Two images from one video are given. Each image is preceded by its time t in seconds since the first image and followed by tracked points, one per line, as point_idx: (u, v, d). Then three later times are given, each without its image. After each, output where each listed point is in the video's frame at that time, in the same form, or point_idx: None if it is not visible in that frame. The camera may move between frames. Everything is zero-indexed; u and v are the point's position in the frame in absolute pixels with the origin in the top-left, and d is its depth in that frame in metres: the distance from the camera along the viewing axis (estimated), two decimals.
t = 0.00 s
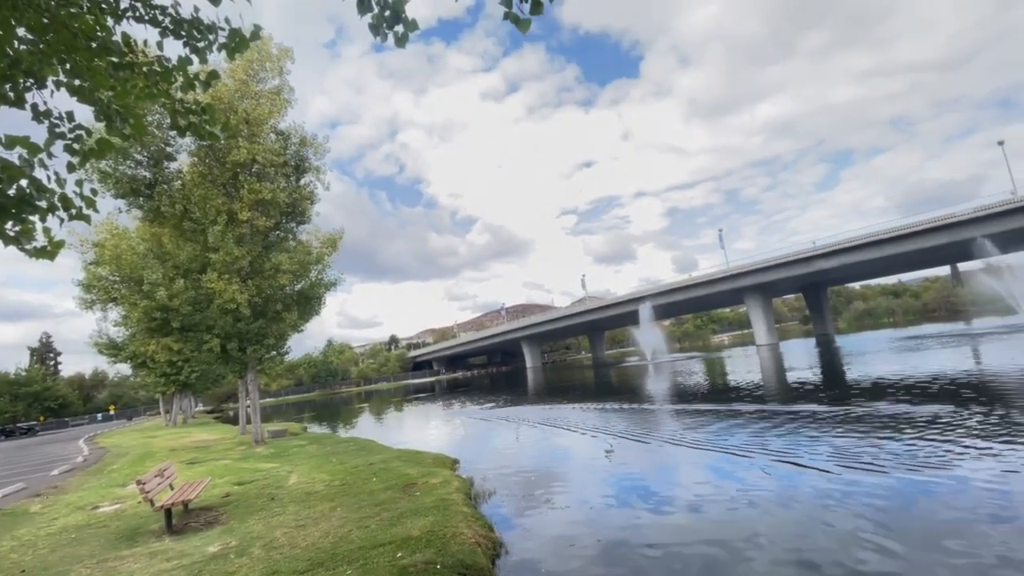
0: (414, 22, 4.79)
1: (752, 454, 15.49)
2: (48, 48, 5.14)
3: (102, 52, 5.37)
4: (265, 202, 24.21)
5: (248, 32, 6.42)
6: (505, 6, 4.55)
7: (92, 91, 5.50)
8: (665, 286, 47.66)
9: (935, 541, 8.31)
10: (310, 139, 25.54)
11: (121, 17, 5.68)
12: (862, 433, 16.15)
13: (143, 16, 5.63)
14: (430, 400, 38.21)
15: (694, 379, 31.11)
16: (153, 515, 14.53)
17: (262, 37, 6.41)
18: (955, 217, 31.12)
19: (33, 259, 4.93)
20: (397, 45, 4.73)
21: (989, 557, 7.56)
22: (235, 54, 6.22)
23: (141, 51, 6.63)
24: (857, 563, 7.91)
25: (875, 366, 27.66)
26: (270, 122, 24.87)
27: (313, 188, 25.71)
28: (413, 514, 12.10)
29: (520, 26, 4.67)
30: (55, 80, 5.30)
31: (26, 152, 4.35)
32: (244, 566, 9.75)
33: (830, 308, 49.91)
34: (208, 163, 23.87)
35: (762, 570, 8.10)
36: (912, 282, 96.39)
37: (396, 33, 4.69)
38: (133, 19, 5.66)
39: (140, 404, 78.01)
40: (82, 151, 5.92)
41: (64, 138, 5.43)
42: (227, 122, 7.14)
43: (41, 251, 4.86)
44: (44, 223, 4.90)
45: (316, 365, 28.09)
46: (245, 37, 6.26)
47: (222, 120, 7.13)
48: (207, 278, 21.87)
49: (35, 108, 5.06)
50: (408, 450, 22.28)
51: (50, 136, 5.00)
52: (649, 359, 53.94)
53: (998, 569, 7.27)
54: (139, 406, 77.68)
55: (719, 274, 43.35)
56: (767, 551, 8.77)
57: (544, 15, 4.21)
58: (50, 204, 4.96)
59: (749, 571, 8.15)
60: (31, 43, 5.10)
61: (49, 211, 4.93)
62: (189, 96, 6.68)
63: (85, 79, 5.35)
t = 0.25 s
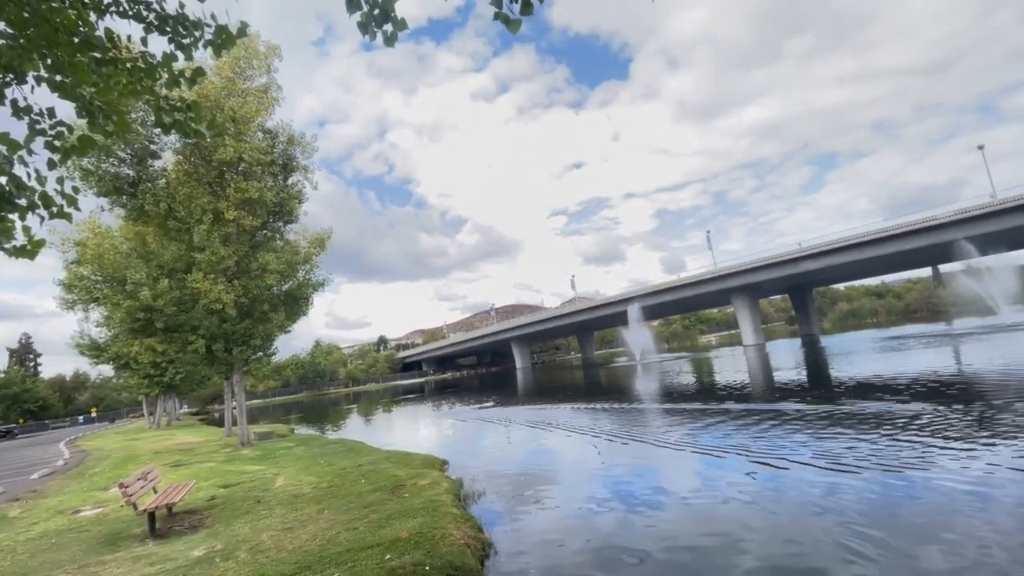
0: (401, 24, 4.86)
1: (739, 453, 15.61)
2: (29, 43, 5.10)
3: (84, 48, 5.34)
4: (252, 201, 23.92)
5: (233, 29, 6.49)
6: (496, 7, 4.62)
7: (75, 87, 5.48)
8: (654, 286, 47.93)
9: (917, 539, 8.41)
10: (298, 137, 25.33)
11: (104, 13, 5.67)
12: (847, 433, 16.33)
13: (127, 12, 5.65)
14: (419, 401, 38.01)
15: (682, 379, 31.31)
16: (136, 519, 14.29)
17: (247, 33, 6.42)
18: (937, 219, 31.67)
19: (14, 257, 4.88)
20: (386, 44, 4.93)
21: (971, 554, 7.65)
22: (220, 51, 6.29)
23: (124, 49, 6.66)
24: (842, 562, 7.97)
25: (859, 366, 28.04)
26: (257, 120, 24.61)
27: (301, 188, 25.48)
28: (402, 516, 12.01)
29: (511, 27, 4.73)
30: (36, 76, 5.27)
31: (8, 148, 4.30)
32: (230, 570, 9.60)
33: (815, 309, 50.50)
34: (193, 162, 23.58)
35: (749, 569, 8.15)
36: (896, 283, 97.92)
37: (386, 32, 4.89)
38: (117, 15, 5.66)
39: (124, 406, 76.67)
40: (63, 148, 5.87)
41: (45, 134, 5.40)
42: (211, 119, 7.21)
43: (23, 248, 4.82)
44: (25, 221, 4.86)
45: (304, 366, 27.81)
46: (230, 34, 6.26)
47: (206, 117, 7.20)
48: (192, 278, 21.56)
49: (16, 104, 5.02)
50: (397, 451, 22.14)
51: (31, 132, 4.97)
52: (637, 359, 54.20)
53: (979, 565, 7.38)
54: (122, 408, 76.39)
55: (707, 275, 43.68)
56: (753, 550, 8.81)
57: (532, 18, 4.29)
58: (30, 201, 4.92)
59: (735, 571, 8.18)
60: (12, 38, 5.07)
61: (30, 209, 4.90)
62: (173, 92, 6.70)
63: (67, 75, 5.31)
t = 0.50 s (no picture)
0: (388, 22, 5.12)
1: (724, 452, 15.72)
2: (5, 37, 5.04)
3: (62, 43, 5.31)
4: (236, 201, 23.57)
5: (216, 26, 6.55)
6: (482, 7, 4.97)
7: (52, 83, 5.43)
8: (640, 287, 48.24)
9: (898, 534, 8.52)
10: (283, 136, 25.07)
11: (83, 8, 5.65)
12: (830, 431, 16.53)
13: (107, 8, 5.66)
14: (406, 402, 37.76)
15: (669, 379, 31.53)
16: (116, 523, 13.98)
17: (229, 31, 6.54)
18: (916, 222, 32.31)
19: None
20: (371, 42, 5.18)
21: (950, 548, 7.78)
22: (202, 48, 6.36)
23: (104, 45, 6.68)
24: (825, 558, 8.05)
25: (841, 366, 28.45)
26: (241, 119, 24.31)
27: (286, 187, 25.21)
28: (389, 518, 11.91)
29: (496, 26, 5.07)
30: (12, 71, 5.20)
31: None
32: None
33: (798, 309, 51.17)
34: (176, 160, 23.22)
35: (735, 567, 8.21)
36: (876, 285, 99.72)
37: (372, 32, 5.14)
38: (96, 10, 5.66)
39: (103, 409, 75.09)
40: (40, 145, 5.80)
41: (20, 130, 5.36)
42: (193, 116, 7.33)
43: None
44: None
45: (289, 368, 27.48)
46: (214, 31, 6.37)
47: (188, 115, 7.31)
48: (174, 278, 21.18)
49: None
50: (384, 453, 21.96)
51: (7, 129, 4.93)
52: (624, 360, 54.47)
53: (956, 559, 7.51)
54: (102, 411, 74.89)
55: (693, 276, 44.06)
56: (738, 548, 8.87)
57: (517, 16, 4.60)
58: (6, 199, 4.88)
59: (721, 568, 8.23)
60: None
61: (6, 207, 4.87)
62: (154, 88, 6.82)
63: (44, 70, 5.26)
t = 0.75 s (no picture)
0: (371, 21, 5.50)
1: (708, 452, 15.85)
2: None
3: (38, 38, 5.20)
4: (217, 200, 23.18)
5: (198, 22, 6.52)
6: (465, 7, 5.36)
7: (26, 80, 5.27)
8: (626, 288, 48.54)
9: (878, 531, 8.64)
10: (266, 135, 24.75)
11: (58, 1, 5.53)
12: (811, 429, 16.75)
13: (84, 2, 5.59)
14: (392, 404, 37.49)
15: (654, 379, 31.74)
16: (94, 530, 13.63)
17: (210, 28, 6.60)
18: (895, 224, 32.98)
19: None
20: (355, 39, 5.53)
21: (930, 544, 7.94)
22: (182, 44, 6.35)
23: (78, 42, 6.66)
24: (807, 556, 8.14)
25: (822, 365, 28.88)
26: (223, 117, 23.94)
27: (269, 186, 24.87)
28: (374, 521, 11.78)
29: (478, 26, 5.46)
30: None
31: None
32: None
33: (780, 309, 51.88)
34: (156, 159, 22.79)
35: (719, 566, 8.27)
36: (856, 285, 101.52)
37: (355, 29, 5.48)
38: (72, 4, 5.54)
39: (81, 412, 73.32)
40: (11, 144, 5.63)
41: None
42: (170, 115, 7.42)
43: None
44: None
45: (273, 369, 27.11)
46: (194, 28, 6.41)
47: (166, 113, 7.36)
48: (154, 279, 20.75)
49: None
50: (369, 455, 21.77)
51: None
52: (610, 360, 54.73)
53: (935, 552, 7.66)
54: (79, 415, 73.12)
55: (677, 276, 44.44)
56: (722, 547, 8.93)
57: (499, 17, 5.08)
58: None
59: (707, 567, 8.29)
60: None
61: None
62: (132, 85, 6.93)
63: (18, 66, 5.12)
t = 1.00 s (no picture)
0: (352, 20, 5.58)
1: (693, 450, 15.96)
2: None
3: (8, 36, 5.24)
4: (198, 200, 22.77)
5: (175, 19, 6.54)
6: (447, 7, 5.48)
7: None
8: (611, 289, 48.82)
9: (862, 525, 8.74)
10: (249, 134, 24.41)
11: None
12: (794, 427, 16.94)
13: None
14: (378, 406, 37.18)
15: (640, 379, 31.92)
16: (71, 537, 13.27)
17: (189, 25, 6.46)
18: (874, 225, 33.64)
19: None
20: (334, 38, 5.59)
21: (910, 536, 8.06)
22: (159, 42, 6.36)
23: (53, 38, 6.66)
24: (790, 551, 8.21)
25: (804, 364, 29.27)
26: (204, 116, 23.55)
27: (252, 186, 24.52)
28: (359, 525, 11.64)
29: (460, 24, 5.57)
30: None
31: None
32: None
33: (762, 309, 52.55)
34: (135, 158, 22.33)
35: (705, 562, 8.31)
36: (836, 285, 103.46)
37: (334, 29, 5.54)
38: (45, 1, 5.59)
39: (57, 417, 71.48)
40: None
41: None
42: (148, 113, 7.40)
43: None
44: None
45: (256, 372, 26.71)
46: (172, 25, 6.25)
47: (143, 111, 7.36)
48: (133, 280, 20.31)
49: None
50: (355, 458, 21.54)
51: None
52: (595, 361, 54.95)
53: (916, 544, 7.79)
54: (56, 420, 71.42)
55: (662, 277, 44.80)
56: (707, 543, 8.97)
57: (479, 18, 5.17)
58: None
59: (693, 563, 8.34)
60: None
61: None
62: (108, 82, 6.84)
63: None
